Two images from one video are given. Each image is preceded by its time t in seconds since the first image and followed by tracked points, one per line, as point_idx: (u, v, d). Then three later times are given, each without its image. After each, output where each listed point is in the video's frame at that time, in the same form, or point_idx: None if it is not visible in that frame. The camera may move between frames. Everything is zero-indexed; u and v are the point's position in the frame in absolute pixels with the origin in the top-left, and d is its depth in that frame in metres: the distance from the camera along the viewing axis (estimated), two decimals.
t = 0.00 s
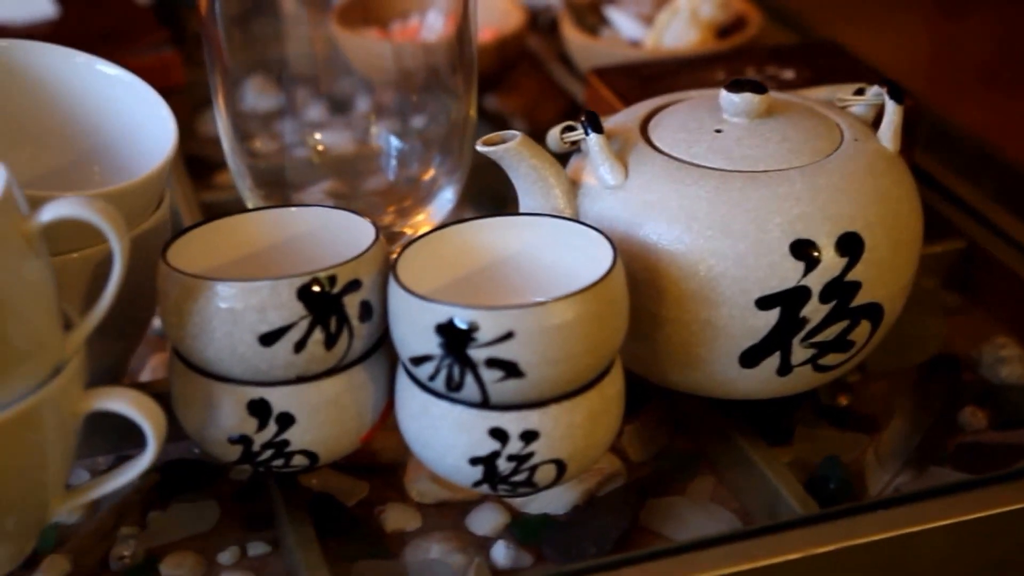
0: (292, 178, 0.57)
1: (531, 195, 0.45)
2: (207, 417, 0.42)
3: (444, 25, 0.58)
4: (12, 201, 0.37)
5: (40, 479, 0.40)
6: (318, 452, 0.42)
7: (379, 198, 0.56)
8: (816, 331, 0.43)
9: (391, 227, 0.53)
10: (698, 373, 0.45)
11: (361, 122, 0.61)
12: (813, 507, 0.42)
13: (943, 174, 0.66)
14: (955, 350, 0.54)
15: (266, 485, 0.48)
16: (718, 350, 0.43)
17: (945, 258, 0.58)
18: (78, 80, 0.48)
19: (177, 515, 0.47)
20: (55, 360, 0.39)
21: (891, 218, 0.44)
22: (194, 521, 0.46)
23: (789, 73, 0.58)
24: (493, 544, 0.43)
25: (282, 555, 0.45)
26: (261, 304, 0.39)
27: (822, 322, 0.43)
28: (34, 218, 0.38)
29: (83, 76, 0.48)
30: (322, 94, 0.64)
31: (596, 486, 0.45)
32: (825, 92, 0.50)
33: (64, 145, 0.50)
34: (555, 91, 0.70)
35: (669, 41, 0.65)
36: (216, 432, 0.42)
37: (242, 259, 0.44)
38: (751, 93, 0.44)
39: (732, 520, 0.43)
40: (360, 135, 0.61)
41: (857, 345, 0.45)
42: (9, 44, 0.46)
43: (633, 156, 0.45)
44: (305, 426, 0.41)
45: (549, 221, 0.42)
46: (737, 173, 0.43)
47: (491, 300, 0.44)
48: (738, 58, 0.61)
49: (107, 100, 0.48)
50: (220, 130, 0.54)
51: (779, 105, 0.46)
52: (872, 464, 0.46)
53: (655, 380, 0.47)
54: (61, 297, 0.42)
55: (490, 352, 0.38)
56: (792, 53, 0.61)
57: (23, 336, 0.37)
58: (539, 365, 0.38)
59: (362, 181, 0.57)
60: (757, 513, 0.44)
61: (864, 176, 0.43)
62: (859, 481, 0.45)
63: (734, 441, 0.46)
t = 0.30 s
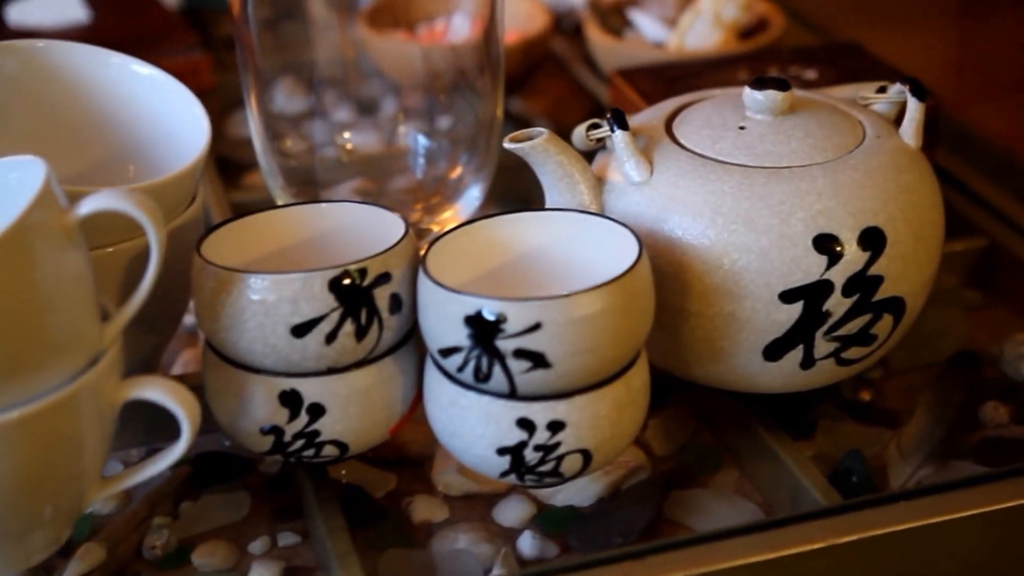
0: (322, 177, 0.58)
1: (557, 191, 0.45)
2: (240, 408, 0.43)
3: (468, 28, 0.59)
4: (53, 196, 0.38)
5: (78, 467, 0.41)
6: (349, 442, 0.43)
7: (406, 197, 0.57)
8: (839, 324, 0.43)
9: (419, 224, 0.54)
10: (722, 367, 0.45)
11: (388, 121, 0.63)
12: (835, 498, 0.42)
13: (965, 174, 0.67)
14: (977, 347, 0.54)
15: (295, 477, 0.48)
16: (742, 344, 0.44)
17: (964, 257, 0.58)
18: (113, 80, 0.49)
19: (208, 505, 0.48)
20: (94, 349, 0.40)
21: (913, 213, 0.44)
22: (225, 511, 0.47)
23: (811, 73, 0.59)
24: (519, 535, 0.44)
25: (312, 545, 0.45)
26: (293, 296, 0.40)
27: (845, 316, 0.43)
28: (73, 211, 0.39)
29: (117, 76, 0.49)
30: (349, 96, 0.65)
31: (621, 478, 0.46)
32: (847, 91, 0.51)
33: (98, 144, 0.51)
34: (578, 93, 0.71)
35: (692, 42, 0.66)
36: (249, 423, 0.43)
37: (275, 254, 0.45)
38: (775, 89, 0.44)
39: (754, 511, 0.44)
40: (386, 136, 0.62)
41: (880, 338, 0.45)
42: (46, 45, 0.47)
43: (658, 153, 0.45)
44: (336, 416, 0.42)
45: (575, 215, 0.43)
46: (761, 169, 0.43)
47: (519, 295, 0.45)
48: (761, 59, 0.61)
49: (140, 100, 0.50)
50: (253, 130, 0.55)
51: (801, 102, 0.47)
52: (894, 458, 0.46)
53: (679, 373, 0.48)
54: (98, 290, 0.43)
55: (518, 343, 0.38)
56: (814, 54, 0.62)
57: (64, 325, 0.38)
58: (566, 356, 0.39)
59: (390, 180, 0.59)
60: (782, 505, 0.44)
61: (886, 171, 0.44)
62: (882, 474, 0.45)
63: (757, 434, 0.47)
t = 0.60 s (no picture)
0: (357, 177, 0.59)
1: (590, 189, 0.46)
2: (279, 400, 0.43)
3: (502, 33, 0.61)
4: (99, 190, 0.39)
5: (121, 456, 0.42)
6: (385, 435, 0.44)
7: (439, 198, 0.58)
8: (869, 320, 0.44)
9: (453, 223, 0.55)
10: (753, 362, 0.46)
11: (422, 125, 0.64)
12: (865, 491, 0.43)
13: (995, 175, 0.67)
14: (1008, 345, 0.54)
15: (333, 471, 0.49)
16: (773, 339, 0.44)
17: (994, 256, 0.58)
18: (153, 81, 0.50)
19: (245, 498, 0.49)
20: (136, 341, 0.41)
21: (943, 210, 0.44)
22: (263, 504, 0.48)
23: (841, 74, 0.60)
24: (552, 527, 0.45)
25: (348, 537, 0.46)
26: (331, 289, 0.40)
27: (874, 311, 0.44)
28: (118, 205, 0.40)
29: (158, 77, 0.50)
30: (383, 100, 0.66)
31: (652, 473, 0.46)
32: (878, 91, 0.51)
33: (138, 143, 0.52)
34: (608, 96, 0.72)
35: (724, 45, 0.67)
36: (287, 415, 0.44)
37: (312, 250, 0.46)
38: (804, 89, 0.45)
39: (785, 505, 0.44)
40: (419, 138, 0.63)
41: (909, 334, 0.46)
42: (90, 46, 0.49)
43: (689, 151, 0.46)
44: (373, 409, 0.43)
45: (608, 212, 0.44)
46: (791, 166, 0.44)
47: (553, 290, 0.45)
48: (791, 62, 0.62)
49: (181, 100, 0.51)
50: (290, 131, 0.57)
51: (832, 102, 0.48)
52: (924, 454, 0.47)
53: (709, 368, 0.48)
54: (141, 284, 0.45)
55: (552, 336, 0.39)
56: (843, 56, 0.63)
57: (108, 317, 0.39)
58: (599, 348, 0.39)
59: (424, 181, 0.60)
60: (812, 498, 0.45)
61: (915, 168, 0.44)
62: (913, 468, 0.45)
63: (789, 430, 0.47)
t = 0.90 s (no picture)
0: (392, 178, 0.61)
1: (623, 189, 0.47)
2: (318, 395, 0.44)
3: (534, 38, 0.63)
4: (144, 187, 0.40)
5: (164, 449, 0.43)
6: (421, 428, 0.45)
7: (472, 200, 0.59)
8: (899, 317, 0.44)
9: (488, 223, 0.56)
10: (785, 359, 0.46)
11: (455, 128, 0.66)
12: (896, 488, 0.44)
13: None
14: None
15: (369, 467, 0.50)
16: (804, 336, 0.45)
17: None
18: (193, 83, 0.52)
19: (283, 493, 0.49)
20: (180, 335, 0.42)
21: (974, 208, 0.45)
22: (300, 498, 0.49)
23: (872, 77, 0.60)
24: (585, 522, 0.45)
25: (384, 531, 0.47)
26: (369, 285, 0.41)
27: (905, 308, 0.44)
28: (161, 202, 0.41)
29: (198, 79, 0.52)
30: (416, 106, 0.67)
31: (684, 469, 0.47)
32: (908, 92, 0.52)
33: (178, 145, 0.54)
34: (638, 100, 0.73)
35: (755, 49, 0.68)
36: (325, 409, 0.45)
37: (352, 248, 0.47)
38: (835, 90, 0.45)
39: (815, 500, 0.45)
40: (452, 140, 0.65)
41: (939, 332, 0.46)
42: (133, 49, 0.51)
43: (721, 152, 0.47)
44: (409, 403, 0.44)
45: (641, 211, 0.45)
46: (822, 165, 0.44)
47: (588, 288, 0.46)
48: (821, 66, 0.63)
49: (219, 101, 0.52)
50: (328, 135, 0.59)
51: (862, 103, 0.48)
52: (955, 451, 0.47)
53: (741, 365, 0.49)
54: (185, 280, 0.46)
55: (586, 331, 0.40)
56: (874, 60, 0.63)
57: (150, 311, 0.40)
58: (632, 342, 0.40)
59: (458, 183, 0.61)
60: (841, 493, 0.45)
61: (945, 166, 0.45)
62: (944, 466, 0.46)
63: (819, 427, 0.48)
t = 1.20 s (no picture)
0: (426, 181, 0.62)
1: (655, 190, 0.48)
2: (356, 390, 0.45)
3: (567, 47, 0.66)
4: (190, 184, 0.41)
5: (206, 442, 0.44)
6: (457, 424, 0.46)
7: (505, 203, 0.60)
8: (930, 316, 0.44)
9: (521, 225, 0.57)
10: (817, 357, 0.47)
11: (486, 132, 0.67)
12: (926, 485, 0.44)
13: None
14: None
15: (404, 464, 0.51)
16: (836, 334, 0.45)
17: None
18: (232, 87, 0.53)
19: (319, 488, 0.50)
20: (223, 330, 0.44)
21: (1005, 208, 0.45)
22: (337, 494, 0.50)
23: (901, 82, 0.61)
24: (618, 518, 0.46)
25: (420, 526, 0.47)
26: (407, 282, 0.42)
27: (936, 307, 0.44)
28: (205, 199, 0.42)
29: (237, 83, 0.53)
30: (448, 113, 0.69)
31: (715, 466, 0.47)
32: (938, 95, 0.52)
33: (215, 148, 0.55)
34: (667, 106, 0.74)
35: (785, 55, 0.69)
36: (362, 404, 0.45)
37: (389, 247, 0.48)
38: (866, 92, 0.46)
39: (845, 497, 0.45)
40: (484, 144, 0.66)
41: (970, 330, 0.46)
42: (173, 54, 0.52)
43: (753, 153, 0.47)
44: (446, 398, 0.45)
45: (674, 211, 0.45)
46: (852, 166, 0.45)
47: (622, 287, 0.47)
48: (850, 72, 0.64)
49: (257, 104, 0.54)
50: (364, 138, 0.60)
51: (892, 105, 0.49)
52: (986, 450, 0.47)
53: (772, 363, 0.49)
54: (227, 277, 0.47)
55: (621, 327, 0.40)
56: (903, 66, 0.64)
57: (194, 306, 0.41)
58: (666, 338, 0.41)
59: (490, 187, 0.62)
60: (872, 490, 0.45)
61: (975, 166, 0.45)
62: (975, 465, 0.46)
63: (850, 427, 0.49)
